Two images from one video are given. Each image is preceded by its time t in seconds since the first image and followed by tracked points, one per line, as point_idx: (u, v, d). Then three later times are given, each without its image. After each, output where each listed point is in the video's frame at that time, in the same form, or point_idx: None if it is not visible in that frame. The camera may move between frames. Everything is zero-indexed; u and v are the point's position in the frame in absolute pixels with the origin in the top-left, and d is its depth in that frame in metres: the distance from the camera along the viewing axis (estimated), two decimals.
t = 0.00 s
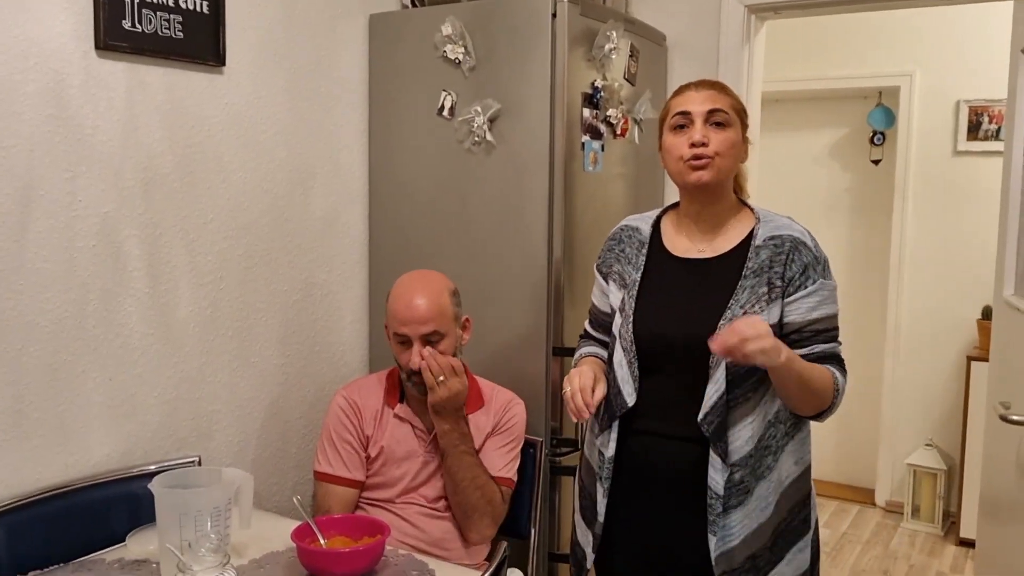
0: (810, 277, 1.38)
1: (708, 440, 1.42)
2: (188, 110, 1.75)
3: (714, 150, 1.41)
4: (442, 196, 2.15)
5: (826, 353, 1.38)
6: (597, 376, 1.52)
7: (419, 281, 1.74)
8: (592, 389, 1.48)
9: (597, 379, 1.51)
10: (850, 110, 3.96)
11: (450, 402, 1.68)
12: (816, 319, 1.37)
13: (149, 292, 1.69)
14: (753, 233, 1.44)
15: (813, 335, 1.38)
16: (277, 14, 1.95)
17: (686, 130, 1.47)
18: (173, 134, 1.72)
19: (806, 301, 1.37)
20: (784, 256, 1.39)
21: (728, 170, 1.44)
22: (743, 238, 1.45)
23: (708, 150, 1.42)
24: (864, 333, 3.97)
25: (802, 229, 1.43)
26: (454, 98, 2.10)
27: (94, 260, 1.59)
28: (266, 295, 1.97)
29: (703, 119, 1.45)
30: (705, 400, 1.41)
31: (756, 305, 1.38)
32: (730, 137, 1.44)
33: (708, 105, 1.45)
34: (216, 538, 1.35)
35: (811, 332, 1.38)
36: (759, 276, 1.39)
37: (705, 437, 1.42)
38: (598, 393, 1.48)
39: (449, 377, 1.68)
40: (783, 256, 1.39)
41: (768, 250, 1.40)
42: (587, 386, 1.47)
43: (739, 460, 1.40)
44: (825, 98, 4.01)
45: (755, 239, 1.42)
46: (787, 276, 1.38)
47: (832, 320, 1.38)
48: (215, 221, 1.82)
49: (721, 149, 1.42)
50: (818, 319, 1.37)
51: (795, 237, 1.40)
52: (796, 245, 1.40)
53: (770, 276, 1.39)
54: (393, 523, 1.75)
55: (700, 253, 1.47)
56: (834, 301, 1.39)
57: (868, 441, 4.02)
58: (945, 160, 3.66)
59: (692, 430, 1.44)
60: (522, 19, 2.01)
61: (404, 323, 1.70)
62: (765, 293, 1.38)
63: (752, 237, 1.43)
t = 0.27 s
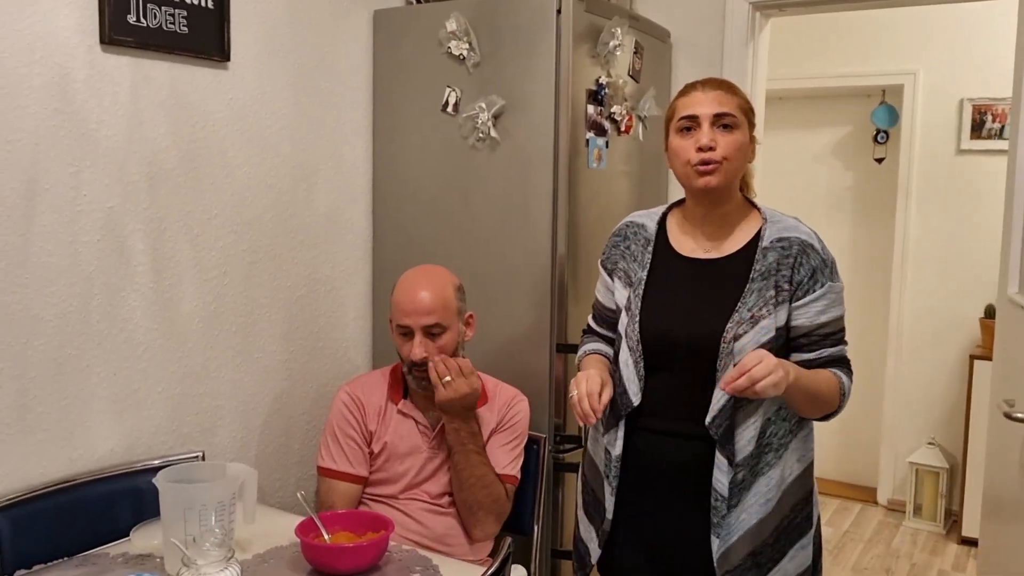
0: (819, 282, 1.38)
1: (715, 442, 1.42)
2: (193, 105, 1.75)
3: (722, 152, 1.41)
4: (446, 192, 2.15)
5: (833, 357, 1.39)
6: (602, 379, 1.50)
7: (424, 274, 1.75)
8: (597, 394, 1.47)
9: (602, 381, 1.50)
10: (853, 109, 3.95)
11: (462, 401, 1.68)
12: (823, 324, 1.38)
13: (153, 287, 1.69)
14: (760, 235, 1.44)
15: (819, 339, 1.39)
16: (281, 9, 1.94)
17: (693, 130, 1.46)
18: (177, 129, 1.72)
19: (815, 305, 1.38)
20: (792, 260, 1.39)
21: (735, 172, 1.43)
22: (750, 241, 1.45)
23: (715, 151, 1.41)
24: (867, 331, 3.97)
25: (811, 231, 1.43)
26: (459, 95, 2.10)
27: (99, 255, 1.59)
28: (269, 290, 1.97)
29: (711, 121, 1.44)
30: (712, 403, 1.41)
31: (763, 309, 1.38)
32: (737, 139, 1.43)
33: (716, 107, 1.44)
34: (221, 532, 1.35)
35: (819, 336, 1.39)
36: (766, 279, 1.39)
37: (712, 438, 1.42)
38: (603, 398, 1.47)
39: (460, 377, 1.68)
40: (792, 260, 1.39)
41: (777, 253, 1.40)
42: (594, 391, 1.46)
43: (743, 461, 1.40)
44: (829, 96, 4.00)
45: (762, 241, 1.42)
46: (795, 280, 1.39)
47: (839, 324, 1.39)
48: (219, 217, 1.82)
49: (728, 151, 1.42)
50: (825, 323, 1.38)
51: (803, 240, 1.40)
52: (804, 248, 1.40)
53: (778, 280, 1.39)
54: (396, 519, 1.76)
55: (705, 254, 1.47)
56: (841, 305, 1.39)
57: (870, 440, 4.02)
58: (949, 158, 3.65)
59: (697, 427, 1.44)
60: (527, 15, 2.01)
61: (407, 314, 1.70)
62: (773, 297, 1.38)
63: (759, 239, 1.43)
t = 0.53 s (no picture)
0: (821, 283, 1.39)
1: (720, 445, 1.42)
2: (198, 102, 1.76)
3: (722, 150, 1.41)
4: (450, 190, 2.15)
5: (835, 358, 1.40)
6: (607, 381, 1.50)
7: (432, 270, 1.76)
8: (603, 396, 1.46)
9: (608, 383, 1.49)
10: (857, 108, 3.95)
11: (452, 418, 1.65)
12: (826, 326, 1.39)
13: (159, 284, 1.69)
14: (764, 235, 1.44)
15: (821, 341, 1.40)
16: (287, 6, 1.95)
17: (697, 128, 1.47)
18: (183, 127, 1.72)
19: (818, 307, 1.38)
20: (795, 262, 1.40)
21: (737, 171, 1.43)
22: (752, 240, 1.45)
23: (716, 150, 1.41)
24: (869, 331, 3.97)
25: (813, 233, 1.43)
26: (464, 93, 2.11)
27: (105, 252, 1.59)
28: (274, 288, 1.97)
29: (715, 119, 1.44)
30: (717, 407, 1.41)
31: (767, 312, 1.38)
32: (740, 137, 1.43)
33: (719, 104, 1.44)
34: (227, 528, 1.35)
35: (822, 338, 1.39)
36: (770, 282, 1.39)
37: (717, 440, 1.42)
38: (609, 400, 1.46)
39: (452, 390, 1.63)
40: (795, 262, 1.39)
41: (780, 255, 1.40)
42: (599, 393, 1.46)
43: (748, 462, 1.40)
44: (833, 95, 4.00)
45: (766, 243, 1.42)
46: (799, 282, 1.39)
47: (842, 326, 1.40)
48: (224, 214, 1.83)
49: (729, 149, 1.42)
50: (828, 325, 1.39)
51: (806, 242, 1.40)
52: (807, 250, 1.40)
53: (782, 282, 1.39)
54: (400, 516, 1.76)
55: (708, 252, 1.47)
56: (844, 306, 1.40)
57: (872, 439, 4.02)
58: (952, 158, 3.65)
59: (701, 426, 1.44)
60: (532, 14, 2.01)
61: (415, 308, 1.70)
62: (777, 299, 1.39)
63: (763, 239, 1.43)
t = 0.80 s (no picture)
0: (823, 276, 1.39)
1: (720, 444, 1.43)
2: (204, 104, 1.76)
3: (711, 152, 1.41)
4: (454, 191, 2.16)
5: (847, 346, 1.37)
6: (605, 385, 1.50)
7: (446, 271, 1.77)
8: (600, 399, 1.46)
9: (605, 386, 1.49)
10: (861, 110, 3.95)
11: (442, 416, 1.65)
12: (832, 316, 1.38)
13: (163, 285, 1.70)
14: (763, 236, 1.45)
15: (829, 331, 1.38)
16: (291, 8, 1.95)
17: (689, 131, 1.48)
18: (188, 129, 1.73)
19: (820, 298, 1.38)
20: (796, 259, 1.40)
21: (729, 172, 1.43)
22: (749, 242, 1.45)
23: (704, 152, 1.42)
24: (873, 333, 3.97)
25: (812, 231, 1.44)
26: (468, 95, 2.11)
27: (111, 253, 1.60)
28: (278, 289, 1.98)
29: (705, 122, 1.45)
30: (717, 407, 1.42)
31: (768, 310, 1.39)
32: (730, 139, 1.43)
33: (710, 107, 1.45)
34: (231, 529, 1.35)
35: (830, 328, 1.38)
36: (770, 281, 1.40)
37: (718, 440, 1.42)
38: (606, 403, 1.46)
39: (437, 392, 1.63)
40: (795, 260, 1.40)
41: (780, 254, 1.41)
42: (597, 396, 1.46)
43: (749, 462, 1.41)
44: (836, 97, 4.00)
45: (766, 244, 1.43)
46: (800, 278, 1.40)
47: (848, 316, 1.39)
48: (229, 216, 1.83)
49: (719, 151, 1.42)
50: (835, 315, 1.38)
51: (806, 239, 1.41)
52: (807, 247, 1.41)
53: (782, 280, 1.40)
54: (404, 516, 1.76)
55: (705, 253, 1.48)
56: (847, 297, 1.39)
57: (876, 441, 4.02)
58: (956, 160, 3.65)
59: (702, 426, 1.45)
60: (536, 16, 2.01)
61: (429, 308, 1.71)
62: (778, 297, 1.39)
63: (762, 240, 1.44)
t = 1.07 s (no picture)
0: (822, 266, 1.39)
1: (723, 439, 1.43)
2: (208, 108, 1.77)
3: (715, 153, 1.42)
4: (458, 194, 2.16)
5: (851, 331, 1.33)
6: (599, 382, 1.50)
7: (459, 278, 1.77)
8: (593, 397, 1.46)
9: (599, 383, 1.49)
10: (864, 112, 3.95)
11: (442, 400, 1.68)
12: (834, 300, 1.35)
13: (168, 288, 1.70)
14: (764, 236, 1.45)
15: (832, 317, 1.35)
16: (296, 13, 1.96)
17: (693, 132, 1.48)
18: (193, 132, 1.74)
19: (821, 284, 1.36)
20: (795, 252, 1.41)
21: (732, 173, 1.44)
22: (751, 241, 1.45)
23: (709, 153, 1.42)
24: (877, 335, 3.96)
25: (810, 227, 1.45)
26: (471, 98, 2.12)
27: (115, 256, 1.60)
28: (282, 292, 1.98)
29: (709, 123, 1.45)
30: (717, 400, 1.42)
31: (766, 304, 1.40)
32: (734, 140, 1.44)
33: (714, 109, 1.45)
34: (235, 532, 1.36)
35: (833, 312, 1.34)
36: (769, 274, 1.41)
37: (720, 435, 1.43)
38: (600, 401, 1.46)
39: (438, 376, 1.66)
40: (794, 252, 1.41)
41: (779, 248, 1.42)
42: (590, 394, 1.46)
43: (754, 457, 1.40)
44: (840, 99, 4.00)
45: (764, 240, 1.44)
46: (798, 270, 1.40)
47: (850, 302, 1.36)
48: (233, 219, 1.84)
49: (723, 152, 1.43)
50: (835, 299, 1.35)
51: (804, 234, 1.42)
52: (806, 241, 1.42)
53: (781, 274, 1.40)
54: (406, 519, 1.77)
55: (706, 253, 1.48)
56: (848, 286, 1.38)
57: (879, 444, 4.01)
58: (960, 162, 3.65)
59: (705, 427, 1.44)
60: (540, 19, 2.02)
61: (441, 316, 1.72)
62: (777, 290, 1.40)
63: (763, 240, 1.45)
